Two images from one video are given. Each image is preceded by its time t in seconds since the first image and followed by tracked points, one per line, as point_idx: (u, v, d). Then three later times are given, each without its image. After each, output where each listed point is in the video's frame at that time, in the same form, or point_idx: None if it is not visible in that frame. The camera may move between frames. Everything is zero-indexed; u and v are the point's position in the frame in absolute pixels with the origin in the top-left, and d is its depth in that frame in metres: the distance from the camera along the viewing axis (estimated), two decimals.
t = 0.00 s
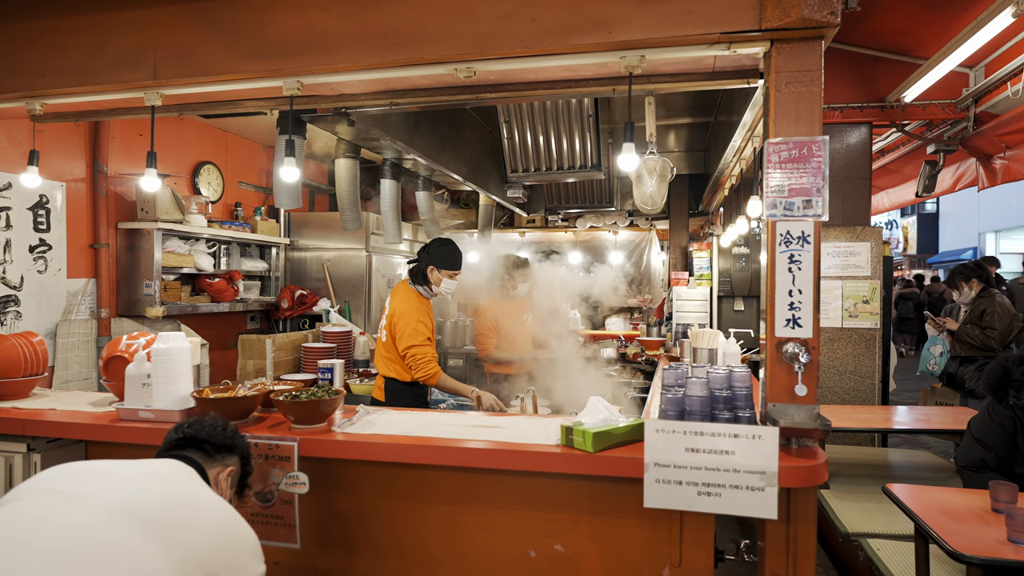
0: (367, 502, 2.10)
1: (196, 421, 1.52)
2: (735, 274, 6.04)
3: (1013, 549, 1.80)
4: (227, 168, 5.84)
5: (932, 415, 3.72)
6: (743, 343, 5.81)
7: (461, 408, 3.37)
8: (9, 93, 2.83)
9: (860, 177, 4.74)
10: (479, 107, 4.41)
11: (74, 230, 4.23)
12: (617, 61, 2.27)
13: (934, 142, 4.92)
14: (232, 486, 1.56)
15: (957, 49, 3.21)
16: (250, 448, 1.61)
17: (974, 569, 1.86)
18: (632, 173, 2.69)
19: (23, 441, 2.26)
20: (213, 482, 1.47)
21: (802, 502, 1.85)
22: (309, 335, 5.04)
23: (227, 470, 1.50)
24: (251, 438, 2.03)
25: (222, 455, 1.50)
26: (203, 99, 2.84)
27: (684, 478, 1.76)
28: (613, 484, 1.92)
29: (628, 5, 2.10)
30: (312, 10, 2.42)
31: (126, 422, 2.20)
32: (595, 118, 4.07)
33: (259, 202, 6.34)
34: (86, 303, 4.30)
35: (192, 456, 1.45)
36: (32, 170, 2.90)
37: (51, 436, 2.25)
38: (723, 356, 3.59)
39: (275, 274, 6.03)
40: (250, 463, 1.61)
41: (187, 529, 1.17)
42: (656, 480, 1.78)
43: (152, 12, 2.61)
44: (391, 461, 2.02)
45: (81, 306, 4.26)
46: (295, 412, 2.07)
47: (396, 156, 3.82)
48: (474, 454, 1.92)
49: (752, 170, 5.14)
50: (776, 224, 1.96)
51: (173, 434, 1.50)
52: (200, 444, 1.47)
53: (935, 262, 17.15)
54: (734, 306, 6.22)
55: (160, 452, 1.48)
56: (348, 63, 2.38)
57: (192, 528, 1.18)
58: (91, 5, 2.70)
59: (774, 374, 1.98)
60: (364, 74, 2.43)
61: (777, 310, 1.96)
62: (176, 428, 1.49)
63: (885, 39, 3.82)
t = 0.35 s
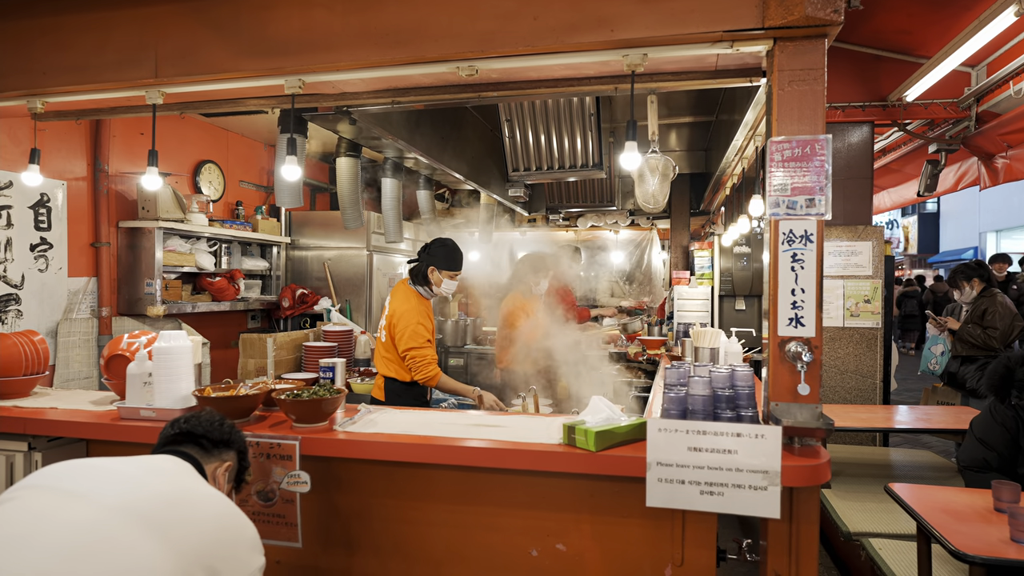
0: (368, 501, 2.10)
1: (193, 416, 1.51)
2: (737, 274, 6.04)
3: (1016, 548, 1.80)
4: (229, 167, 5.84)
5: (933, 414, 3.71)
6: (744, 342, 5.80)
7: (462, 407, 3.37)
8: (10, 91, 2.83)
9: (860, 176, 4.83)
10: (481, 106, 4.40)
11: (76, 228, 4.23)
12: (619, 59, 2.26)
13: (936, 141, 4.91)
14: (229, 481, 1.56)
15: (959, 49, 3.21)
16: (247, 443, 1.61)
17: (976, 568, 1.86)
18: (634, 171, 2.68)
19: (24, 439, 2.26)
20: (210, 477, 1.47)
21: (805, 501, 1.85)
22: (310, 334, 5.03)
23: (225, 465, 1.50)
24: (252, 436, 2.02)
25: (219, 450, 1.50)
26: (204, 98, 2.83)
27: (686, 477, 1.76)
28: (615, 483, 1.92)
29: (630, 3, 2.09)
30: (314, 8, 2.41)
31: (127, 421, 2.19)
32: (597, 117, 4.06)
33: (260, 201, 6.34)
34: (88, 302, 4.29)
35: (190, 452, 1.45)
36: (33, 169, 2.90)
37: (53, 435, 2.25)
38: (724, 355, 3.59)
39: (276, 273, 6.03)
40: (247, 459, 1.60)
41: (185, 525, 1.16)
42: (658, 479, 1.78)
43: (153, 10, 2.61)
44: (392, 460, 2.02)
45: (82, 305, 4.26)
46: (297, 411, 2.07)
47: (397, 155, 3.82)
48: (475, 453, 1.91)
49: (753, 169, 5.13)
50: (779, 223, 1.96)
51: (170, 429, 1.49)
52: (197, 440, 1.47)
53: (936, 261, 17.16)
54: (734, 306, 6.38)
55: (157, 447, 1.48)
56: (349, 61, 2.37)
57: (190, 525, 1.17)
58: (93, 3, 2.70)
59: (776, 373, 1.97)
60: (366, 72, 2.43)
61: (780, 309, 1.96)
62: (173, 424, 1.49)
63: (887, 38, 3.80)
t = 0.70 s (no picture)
0: (369, 500, 2.10)
1: (202, 420, 1.49)
2: (737, 273, 6.05)
3: (1016, 548, 1.80)
4: (229, 166, 5.84)
5: (933, 414, 3.71)
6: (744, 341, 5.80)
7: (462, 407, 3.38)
8: (10, 90, 2.82)
9: (861, 176, 4.85)
10: (481, 105, 4.40)
11: (76, 228, 4.23)
12: (619, 59, 2.26)
13: (936, 141, 4.91)
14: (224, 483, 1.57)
15: (959, 49, 3.21)
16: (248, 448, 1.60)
17: (977, 568, 1.85)
18: (634, 171, 2.68)
19: (24, 438, 2.26)
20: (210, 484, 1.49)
21: (806, 501, 1.85)
22: (310, 334, 5.02)
23: (225, 473, 1.51)
24: (252, 436, 2.02)
25: (222, 459, 1.50)
26: (205, 97, 2.83)
27: (687, 476, 1.76)
28: (615, 483, 1.92)
29: (631, 2, 2.09)
30: (314, 7, 2.41)
31: (127, 420, 2.19)
32: (597, 116, 4.06)
33: (260, 200, 6.33)
34: (88, 301, 4.29)
35: (194, 459, 1.45)
36: (33, 168, 2.89)
37: (53, 434, 2.25)
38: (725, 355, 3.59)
39: (276, 273, 6.03)
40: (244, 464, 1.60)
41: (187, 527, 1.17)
42: (659, 478, 1.77)
43: (153, 9, 2.61)
44: (393, 459, 2.01)
45: (82, 304, 4.26)
46: (297, 410, 2.07)
47: (398, 154, 3.81)
48: (476, 453, 1.91)
49: (753, 169, 5.13)
50: (780, 223, 1.95)
51: (179, 425, 1.48)
52: (203, 446, 1.47)
53: (935, 261, 17.16)
54: (735, 305, 6.36)
55: (162, 440, 1.48)
56: (350, 60, 2.37)
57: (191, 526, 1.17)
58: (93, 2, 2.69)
59: (777, 373, 1.97)
60: (366, 71, 2.43)
61: (781, 308, 1.96)
62: (181, 423, 1.47)
63: (888, 37, 3.80)
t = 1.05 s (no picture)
0: (368, 499, 2.10)
1: (216, 414, 1.47)
2: (736, 273, 6.04)
3: (1013, 548, 1.80)
4: (228, 166, 5.84)
5: (932, 414, 3.71)
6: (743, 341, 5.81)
7: (461, 405, 3.39)
8: (9, 90, 2.82)
9: (857, 176, 4.82)
10: (481, 105, 4.40)
11: (74, 227, 4.22)
12: (618, 59, 2.26)
13: (936, 142, 4.91)
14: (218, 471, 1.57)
15: (958, 49, 3.21)
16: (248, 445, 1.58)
17: (974, 568, 1.86)
18: (633, 170, 2.68)
19: (22, 437, 2.26)
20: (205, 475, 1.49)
21: (803, 500, 1.85)
22: (309, 333, 5.01)
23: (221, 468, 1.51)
24: (251, 435, 2.02)
25: (221, 456, 1.49)
26: (204, 96, 2.83)
27: (685, 476, 1.76)
28: (613, 482, 1.92)
29: (629, 2, 2.09)
30: (313, 6, 2.41)
31: (125, 419, 2.19)
32: (596, 116, 4.06)
33: (259, 200, 6.33)
34: (86, 300, 4.30)
35: (196, 450, 1.44)
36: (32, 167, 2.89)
37: (51, 433, 2.25)
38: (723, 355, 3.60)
39: (276, 272, 6.03)
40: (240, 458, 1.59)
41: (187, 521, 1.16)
42: (657, 478, 1.78)
43: (152, 8, 2.61)
44: (391, 459, 2.01)
45: (81, 303, 4.26)
46: (295, 410, 2.06)
47: (397, 154, 3.82)
48: (474, 452, 1.91)
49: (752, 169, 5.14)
50: (778, 223, 1.96)
51: (193, 412, 1.46)
52: (208, 441, 1.45)
53: (935, 261, 17.17)
54: (734, 305, 6.34)
55: (171, 420, 1.47)
56: (349, 59, 2.37)
57: (191, 519, 1.17)
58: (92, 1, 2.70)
59: (775, 372, 1.98)
60: (365, 71, 2.43)
61: (778, 308, 1.96)
62: (195, 413, 1.45)
63: (886, 38, 3.80)
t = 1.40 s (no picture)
0: (367, 499, 2.11)
1: (163, 343, 1.25)
2: (735, 273, 5.96)
3: (1009, 547, 1.81)
4: (227, 166, 5.84)
5: (929, 414, 3.72)
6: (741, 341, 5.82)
7: (459, 405, 3.43)
8: (8, 89, 2.82)
9: (857, 176, 4.86)
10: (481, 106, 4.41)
11: (74, 226, 4.23)
12: (617, 59, 2.27)
13: (933, 142, 4.93)
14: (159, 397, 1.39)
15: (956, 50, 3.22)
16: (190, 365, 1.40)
17: (970, 566, 1.87)
18: (631, 171, 2.68)
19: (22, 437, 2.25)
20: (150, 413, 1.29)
21: (800, 499, 1.86)
22: (309, 333, 5.01)
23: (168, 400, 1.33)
24: (250, 434, 2.02)
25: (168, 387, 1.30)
26: (203, 96, 2.84)
27: (683, 475, 1.77)
28: (611, 482, 1.93)
29: (627, 3, 2.10)
30: (313, 7, 2.42)
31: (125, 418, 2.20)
32: (594, 116, 4.07)
33: (258, 199, 6.34)
34: (87, 299, 4.31)
35: (140, 388, 1.23)
36: (32, 167, 2.90)
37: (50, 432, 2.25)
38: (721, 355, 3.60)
39: (275, 272, 6.04)
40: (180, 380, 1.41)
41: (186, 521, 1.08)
42: (654, 477, 1.79)
43: (152, 9, 2.61)
44: (391, 458, 2.02)
45: (80, 303, 4.27)
46: (295, 409, 2.07)
47: (396, 155, 3.83)
48: (473, 452, 1.92)
49: (751, 169, 5.14)
50: (775, 223, 1.96)
51: (133, 343, 1.21)
52: (155, 375, 1.25)
53: (934, 261, 17.18)
54: (732, 305, 6.27)
55: (99, 349, 1.20)
56: (348, 60, 2.38)
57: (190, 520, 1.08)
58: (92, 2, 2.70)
59: (772, 372, 1.99)
60: (365, 71, 2.43)
61: (776, 308, 1.97)
62: (137, 343, 1.21)
63: (884, 38, 3.82)
